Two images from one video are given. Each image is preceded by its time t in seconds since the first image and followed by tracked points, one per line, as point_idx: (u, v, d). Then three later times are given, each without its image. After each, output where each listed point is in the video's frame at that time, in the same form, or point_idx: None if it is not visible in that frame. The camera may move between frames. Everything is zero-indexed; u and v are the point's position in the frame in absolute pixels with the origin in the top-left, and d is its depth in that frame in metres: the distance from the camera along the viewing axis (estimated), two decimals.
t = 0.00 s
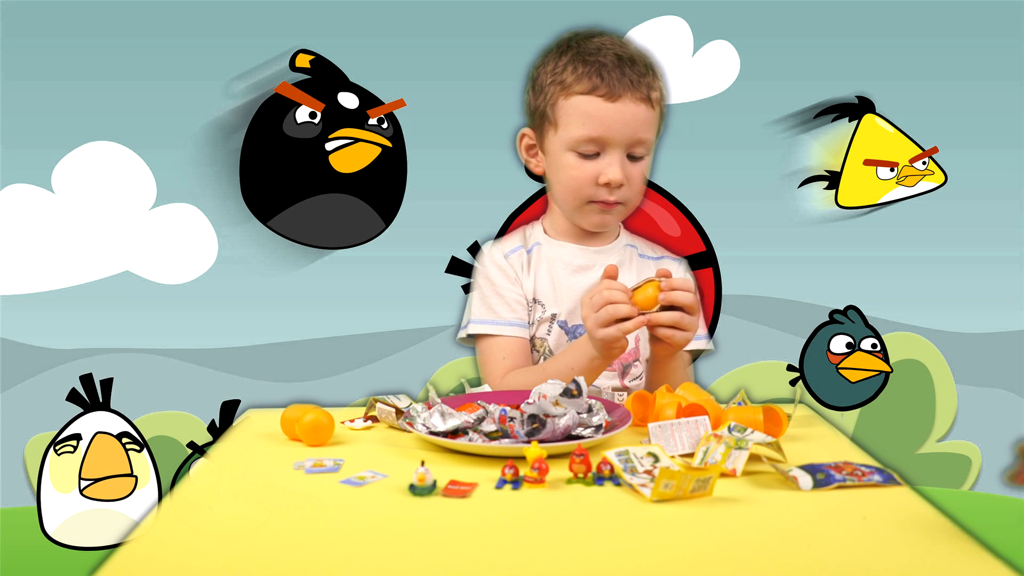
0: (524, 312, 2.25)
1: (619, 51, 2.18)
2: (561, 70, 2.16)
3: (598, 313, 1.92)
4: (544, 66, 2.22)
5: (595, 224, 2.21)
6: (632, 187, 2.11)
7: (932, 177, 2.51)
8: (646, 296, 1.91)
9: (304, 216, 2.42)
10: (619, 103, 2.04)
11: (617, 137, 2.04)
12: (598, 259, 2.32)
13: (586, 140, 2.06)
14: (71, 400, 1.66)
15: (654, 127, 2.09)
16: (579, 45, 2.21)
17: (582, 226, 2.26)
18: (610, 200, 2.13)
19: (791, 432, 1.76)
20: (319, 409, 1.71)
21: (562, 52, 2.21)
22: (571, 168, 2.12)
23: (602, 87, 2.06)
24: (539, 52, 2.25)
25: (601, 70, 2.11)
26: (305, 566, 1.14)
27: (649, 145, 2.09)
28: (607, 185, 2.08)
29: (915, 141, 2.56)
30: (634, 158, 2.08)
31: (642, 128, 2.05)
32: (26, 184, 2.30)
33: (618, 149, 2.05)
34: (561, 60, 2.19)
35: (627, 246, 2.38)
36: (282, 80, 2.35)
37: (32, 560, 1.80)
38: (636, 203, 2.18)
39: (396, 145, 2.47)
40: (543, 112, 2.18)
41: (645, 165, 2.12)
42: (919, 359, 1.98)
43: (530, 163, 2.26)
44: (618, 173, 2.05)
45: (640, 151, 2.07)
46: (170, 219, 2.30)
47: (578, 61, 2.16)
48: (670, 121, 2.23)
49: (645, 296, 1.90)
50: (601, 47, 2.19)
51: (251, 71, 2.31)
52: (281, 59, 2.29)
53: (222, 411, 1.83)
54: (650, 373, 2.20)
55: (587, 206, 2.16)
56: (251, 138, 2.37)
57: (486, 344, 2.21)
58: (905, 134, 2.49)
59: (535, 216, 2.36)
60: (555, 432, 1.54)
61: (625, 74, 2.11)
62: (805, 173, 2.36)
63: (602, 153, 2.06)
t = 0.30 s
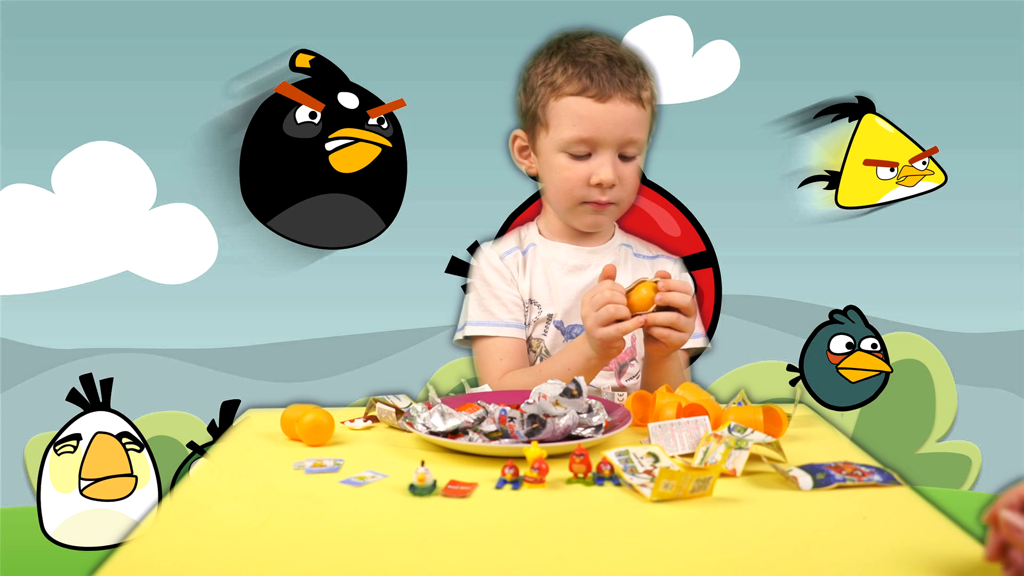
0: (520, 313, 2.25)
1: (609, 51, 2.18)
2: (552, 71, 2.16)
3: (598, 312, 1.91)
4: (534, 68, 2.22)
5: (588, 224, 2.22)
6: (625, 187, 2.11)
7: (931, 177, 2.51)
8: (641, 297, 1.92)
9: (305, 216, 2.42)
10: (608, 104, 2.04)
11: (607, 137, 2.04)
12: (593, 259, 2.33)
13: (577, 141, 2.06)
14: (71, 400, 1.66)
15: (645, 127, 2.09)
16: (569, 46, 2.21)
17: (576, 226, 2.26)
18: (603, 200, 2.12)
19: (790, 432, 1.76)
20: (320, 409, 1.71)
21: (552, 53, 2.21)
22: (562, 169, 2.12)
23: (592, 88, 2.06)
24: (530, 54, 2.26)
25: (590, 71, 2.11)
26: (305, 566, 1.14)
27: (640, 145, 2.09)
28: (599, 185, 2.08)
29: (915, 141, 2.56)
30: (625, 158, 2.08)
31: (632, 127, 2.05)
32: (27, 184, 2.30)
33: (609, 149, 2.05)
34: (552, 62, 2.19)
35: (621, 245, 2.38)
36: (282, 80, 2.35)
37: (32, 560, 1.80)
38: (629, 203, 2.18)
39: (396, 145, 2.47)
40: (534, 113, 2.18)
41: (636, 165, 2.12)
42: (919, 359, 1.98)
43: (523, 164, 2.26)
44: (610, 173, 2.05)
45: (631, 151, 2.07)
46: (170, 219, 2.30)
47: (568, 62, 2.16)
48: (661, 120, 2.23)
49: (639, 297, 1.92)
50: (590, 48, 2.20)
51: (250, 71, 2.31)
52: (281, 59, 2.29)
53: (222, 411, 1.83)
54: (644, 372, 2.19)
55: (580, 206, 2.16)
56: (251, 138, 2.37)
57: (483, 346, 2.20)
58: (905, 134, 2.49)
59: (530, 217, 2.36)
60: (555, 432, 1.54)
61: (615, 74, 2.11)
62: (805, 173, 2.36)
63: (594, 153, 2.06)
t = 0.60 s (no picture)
0: (519, 314, 2.25)
1: (602, 52, 2.18)
2: (546, 73, 2.16)
3: (598, 317, 1.92)
4: (529, 70, 2.22)
5: (586, 225, 2.22)
6: (622, 187, 2.11)
7: (931, 176, 2.51)
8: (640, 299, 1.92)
9: (304, 216, 2.42)
10: (603, 104, 2.04)
11: (604, 138, 2.04)
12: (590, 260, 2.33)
13: (574, 142, 2.06)
14: (71, 400, 1.66)
15: (640, 127, 2.09)
16: (563, 47, 2.21)
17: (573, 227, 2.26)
18: (601, 201, 2.12)
19: (790, 432, 1.76)
20: (320, 409, 1.71)
21: (547, 55, 2.21)
22: (559, 170, 2.12)
23: (587, 89, 2.06)
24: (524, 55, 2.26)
25: (585, 72, 2.11)
26: (303, 566, 1.14)
27: (637, 145, 2.09)
28: (596, 186, 2.08)
29: (915, 141, 2.57)
30: (622, 158, 2.08)
31: (628, 127, 2.05)
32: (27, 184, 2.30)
33: (606, 150, 2.05)
34: (546, 63, 2.19)
35: (619, 245, 2.39)
36: (282, 80, 2.35)
37: (32, 560, 1.80)
38: (626, 202, 2.18)
39: (396, 145, 2.47)
40: (530, 115, 2.18)
41: (633, 165, 2.12)
42: (919, 359, 1.98)
43: (520, 167, 2.26)
44: (607, 173, 2.05)
45: (628, 152, 2.07)
46: (169, 219, 2.30)
47: (563, 64, 2.16)
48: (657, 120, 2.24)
49: (638, 300, 1.91)
50: (584, 48, 2.20)
51: (250, 71, 2.31)
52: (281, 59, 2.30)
53: (222, 411, 1.83)
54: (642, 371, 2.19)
55: (578, 208, 2.16)
56: (252, 138, 2.37)
57: (482, 347, 2.21)
58: (905, 134, 2.49)
59: (529, 217, 2.36)
60: (555, 432, 1.54)
61: (610, 75, 2.11)
62: (805, 173, 2.36)
63: (590, 154, 2.06)
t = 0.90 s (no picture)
0: (519, 315, 2.25)
1: (603, 52, 2.18)
2: (546, 72, 2.17)
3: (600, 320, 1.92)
4: (530, 70, 2.22)
5: (587, 225, 2.22)
6: (623, 186, 2.11)
7: (931, 176, 2.51)
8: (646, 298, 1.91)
9: (304, 216, 2.42)
10: (604, 104, 2.04)
11: (605, 137, 2.04)
12: (590, 261, 2.33)
13: (575, 142, 2.06)
14: (71, 400, 1.66)
15: (641, 126, 2.09)
16: (563, 47, 2.21)
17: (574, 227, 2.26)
18: (602, 201, 2.12)
19: (790, 432, 1.76)
20: (320, 409, 1.71)
21: (547, 55, 2.21)
22: (561, 170, 2.12)
23: (588, 88, 2.06)
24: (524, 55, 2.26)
25: (585, 71, 2.11)
26: (304, 566, 1.14)
27: (638, 144, 2.09)
28: (598, 185, 2.08)
29: (915, 141, 2.56)
30: (623, 157, 2.08)
31: (629, 126, 2.05)
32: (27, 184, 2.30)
33: (607, 149, 2.05)
34: (546, 63, 2.19)
35: (619, 246, 2.39)
36: (282, 80, 2.35)
37: (32, 560, 1.80)
38: (628, 202, 2.18)
39: (396, 145, 2.47)
40: (531, 115, 2.18)
41: (634, 164, 2.12)
42: (918, 359, 1.97)
43: (521, 167, 2.26)
44: (609, 173, 2.05)
45: (629, 151, 2.07)
46: (169, 219, 2.30)
47: (563, 63, 2.16)
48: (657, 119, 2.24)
49: (642, 303, 1.90)
50: (585, 48, 2.20)
51: (250, 71, 2.31)
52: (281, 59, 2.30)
53: (222, 411, 1.83)
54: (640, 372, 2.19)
55: (579, 208, 2.16)
56: (252, 138, 2.37)
57: (482, 348, 2.21)
58: (905, 134, 2.49)
59: (529, 218, 2.36)
60: (555, 432, 1.54)
61: (610, 74, 2.11)
62: (805, 173, 2.36)
63: (591, 154, 2.06)
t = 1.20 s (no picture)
0: (520, 316, 2.25)
1: (603, 48, 2.19)
2: (547, 71, 2.17)
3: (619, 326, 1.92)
4: (530, 70, 2.22)
5: (592, 224, 2.21)
6: (629, 182, 2.11)
7: (931, 176, 2.50)
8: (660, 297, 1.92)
9: (304, 216, 2.42)
10: (609, 99, 2.05)
11: (611, 132, 2.05)
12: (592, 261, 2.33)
13: (580, 138, 2.07)
14: (71, 400, 1.66)
15: (645, 120, 2.10)
16: (563, 45, 2.21)
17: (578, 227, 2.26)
18: (609, 198, 2.12)
19: (791, 432, 1.76)
20: (320, 409, 1.71)
21: (546, 54, 2.21)
22: (566, 168, 2.11)
23: (591, 84, 2.07)
24: (524, 56, 2.26)
25: (587, 67, 2.12)
26: (305, 565, 1.14)
27: (642, 139, 2.10)
28: (604, 181, 2.08)
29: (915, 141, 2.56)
30: (628, 153, 2.08)
31: (634, 121, 2.06)
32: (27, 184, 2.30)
33: (612, 144, 2.05)
34: (547, 61, 2.19)
35: (621, 246, 2.39)
36: (282, 80, 2.35)
37: (32, 560, 1.80)
38: (633, 200, 2.18)
39: (396, 145, 2.47)
40: (533, 114, 2.18)
41: (639, 160, 2.12)
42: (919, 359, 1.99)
43: (523, 168, 2.26)
44: (615, 168, 2.05)
45: (634, 146, 2.08)
46: (169, 219, 2.30)
47: (564, 61, 2.16)
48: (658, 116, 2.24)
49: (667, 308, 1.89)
50: (585, 45, 2.21)
51: (250, 71, 2.31)
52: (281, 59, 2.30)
53: (222, 411, 1.82)
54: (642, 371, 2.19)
55: (585, 206, 2.15)
56: (251, 138, 2.37)
57: (482, 348, 2.21)
58: (905, 134, 2.48)
59: (530, 219, 2.37)
60: (555, 432, 1.54)
61: (613, 69, 2.13)
62: (805, 173, 2.36)
63: (597, 150, 2.06)
